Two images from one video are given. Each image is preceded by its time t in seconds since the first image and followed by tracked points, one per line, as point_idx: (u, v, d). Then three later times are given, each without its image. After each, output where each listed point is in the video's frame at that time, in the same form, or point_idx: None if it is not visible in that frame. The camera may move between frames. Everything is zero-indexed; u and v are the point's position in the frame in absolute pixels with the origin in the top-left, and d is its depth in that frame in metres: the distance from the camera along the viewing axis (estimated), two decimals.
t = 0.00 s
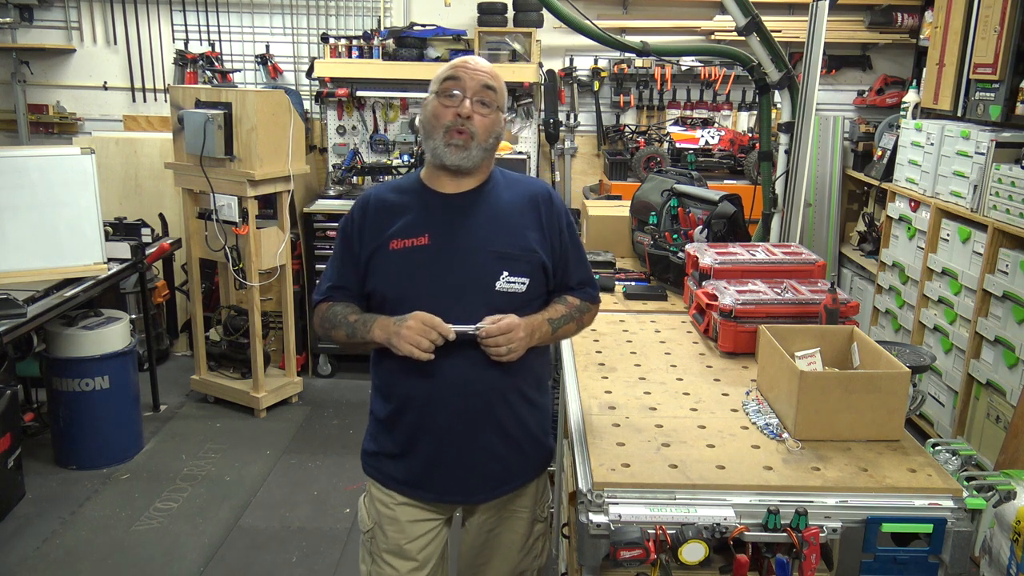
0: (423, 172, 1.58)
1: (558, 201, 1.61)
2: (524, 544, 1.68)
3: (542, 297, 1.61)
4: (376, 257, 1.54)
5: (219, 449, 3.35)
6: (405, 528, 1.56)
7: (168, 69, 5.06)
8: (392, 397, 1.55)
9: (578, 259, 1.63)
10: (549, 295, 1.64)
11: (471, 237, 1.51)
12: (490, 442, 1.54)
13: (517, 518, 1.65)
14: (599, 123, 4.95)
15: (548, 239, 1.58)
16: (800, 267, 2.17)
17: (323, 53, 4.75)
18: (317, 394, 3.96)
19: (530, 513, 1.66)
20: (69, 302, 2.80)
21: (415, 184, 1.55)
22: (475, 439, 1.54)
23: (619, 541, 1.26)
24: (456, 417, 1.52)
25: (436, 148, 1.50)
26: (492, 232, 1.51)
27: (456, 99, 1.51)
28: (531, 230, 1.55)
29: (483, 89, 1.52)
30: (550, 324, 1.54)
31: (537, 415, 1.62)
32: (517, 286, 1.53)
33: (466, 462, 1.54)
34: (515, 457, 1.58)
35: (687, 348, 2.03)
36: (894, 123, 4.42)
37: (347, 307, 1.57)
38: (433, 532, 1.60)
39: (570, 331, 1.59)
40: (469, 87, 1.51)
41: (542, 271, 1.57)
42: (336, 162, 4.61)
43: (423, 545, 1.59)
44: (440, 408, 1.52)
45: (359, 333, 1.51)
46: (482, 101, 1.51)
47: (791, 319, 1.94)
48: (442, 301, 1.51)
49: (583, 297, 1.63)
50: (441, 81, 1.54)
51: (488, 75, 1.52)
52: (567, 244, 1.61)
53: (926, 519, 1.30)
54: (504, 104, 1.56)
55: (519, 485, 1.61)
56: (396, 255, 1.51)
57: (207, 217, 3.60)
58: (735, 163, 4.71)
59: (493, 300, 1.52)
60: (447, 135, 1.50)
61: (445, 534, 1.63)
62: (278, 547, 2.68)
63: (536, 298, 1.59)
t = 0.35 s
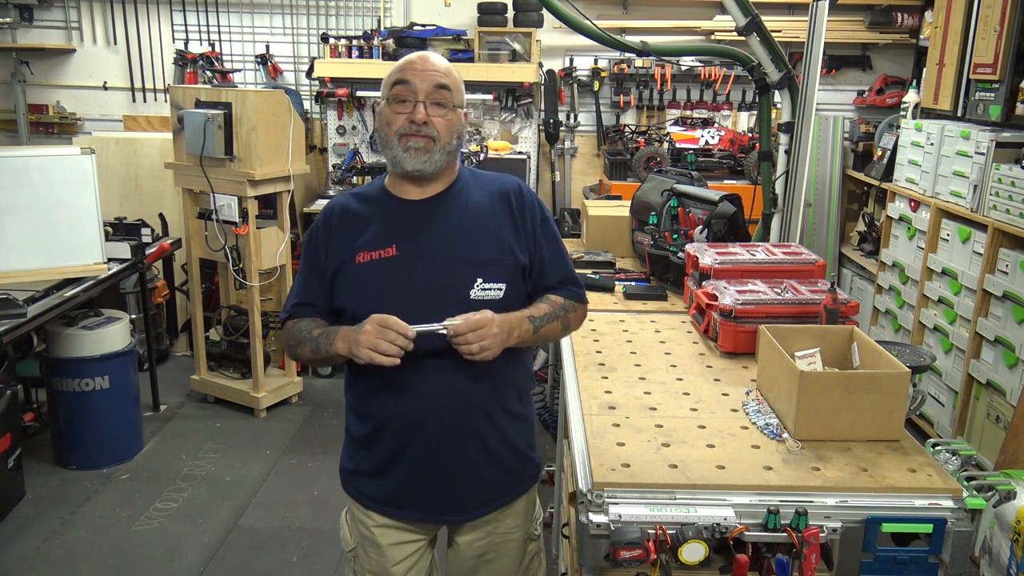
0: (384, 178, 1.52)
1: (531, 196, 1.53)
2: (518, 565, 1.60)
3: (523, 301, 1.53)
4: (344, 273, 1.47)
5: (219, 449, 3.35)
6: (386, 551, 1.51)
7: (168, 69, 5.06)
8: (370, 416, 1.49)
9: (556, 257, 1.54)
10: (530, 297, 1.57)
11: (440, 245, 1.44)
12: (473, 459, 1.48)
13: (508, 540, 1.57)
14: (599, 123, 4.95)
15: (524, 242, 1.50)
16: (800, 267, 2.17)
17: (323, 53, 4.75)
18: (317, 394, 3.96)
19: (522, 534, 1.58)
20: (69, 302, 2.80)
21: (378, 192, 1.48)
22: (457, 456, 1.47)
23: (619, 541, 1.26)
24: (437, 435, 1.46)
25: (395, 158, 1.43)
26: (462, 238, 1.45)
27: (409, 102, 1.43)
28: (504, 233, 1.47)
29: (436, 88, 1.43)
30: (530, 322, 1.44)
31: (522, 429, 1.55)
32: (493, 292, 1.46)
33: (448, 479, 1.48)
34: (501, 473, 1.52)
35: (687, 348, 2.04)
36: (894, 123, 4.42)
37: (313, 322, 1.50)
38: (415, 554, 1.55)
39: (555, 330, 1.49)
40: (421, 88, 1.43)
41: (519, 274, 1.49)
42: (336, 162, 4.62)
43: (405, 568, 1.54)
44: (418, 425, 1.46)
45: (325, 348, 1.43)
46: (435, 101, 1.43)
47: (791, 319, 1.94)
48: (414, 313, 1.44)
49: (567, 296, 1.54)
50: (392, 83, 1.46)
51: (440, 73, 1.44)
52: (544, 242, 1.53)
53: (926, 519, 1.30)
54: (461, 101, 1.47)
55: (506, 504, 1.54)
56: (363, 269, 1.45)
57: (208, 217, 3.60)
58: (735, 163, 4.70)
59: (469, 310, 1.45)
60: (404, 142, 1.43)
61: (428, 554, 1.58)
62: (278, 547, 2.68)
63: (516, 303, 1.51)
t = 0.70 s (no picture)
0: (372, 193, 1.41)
1: (524, 198, 1.47)
2: None
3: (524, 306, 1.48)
4: (337, 286, 1.39)
5: (219, 449, 3.34)
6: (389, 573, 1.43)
7: (168, 69, 5.06)
8: (372, 431, 1.40)
9: (555, 258, 1.47)
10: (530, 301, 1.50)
11: (441, 255, 1.39)
12: (483, 472, 1.41)
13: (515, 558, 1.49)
14: (599, 123, 4.95)
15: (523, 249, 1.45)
16: (801, 267, 2.17)
17: (323, 53, 4.75)
18: (317, 394, 3.96)
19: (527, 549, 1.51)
20: (69, 302, 2.80)
21: (369, 202, 1.40)
22: (466, 468, 1.40)
23: (619, 541, 1.26)
24: (446, 448, 1.39)
25: (389, 195, 1.34)
26: (463, 247, 1.40)
27: (395, 137, 1.30)
28: (505, 240, 1.42)
29: (422, 118, 1.29)
30: (534, 309, 1.33)
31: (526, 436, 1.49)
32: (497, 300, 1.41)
33: (457, 493, 1.41)
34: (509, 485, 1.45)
35: (687, 348, 2.04)
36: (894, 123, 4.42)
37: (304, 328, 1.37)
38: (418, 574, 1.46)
39: (559, 322, 1.37)
40: (406, 122, 1.28)
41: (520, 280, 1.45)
42: (336, 161, 4.62)
43: None
44: (426, 439, 1.38)
45: (316, 347, 1.30)
46: (424, 133, 1.30)
47: (791, 319, 1.94)
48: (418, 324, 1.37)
49: (570, 290, 1.43)
50: (373, 116, 1.30)
51: (424, 101, 1.29)
52: (543, 242, 1.46)
53: (926, 519, 1.30)
54: (448, 119, 1.33)
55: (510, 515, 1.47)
56: (361, 282, 1.39)
57: (208, 217, 3.60)
58: (735, 163, 4.70)
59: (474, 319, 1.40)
60: (396, 180, 1.32)
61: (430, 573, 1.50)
62: (278, 547, 2.67)
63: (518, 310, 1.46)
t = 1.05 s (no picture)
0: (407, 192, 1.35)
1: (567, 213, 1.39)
2: None
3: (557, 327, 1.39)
4: (362, 291, 1.32)
5: (219, 449, 3.34)
6: None
7: (168, 69, 5.06)
8: (388, 448, 1.32)
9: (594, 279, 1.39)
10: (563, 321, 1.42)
11: (476, 263, 1.31)
12: (505, 495, 1.32)
13: None
14: (599, 123, 4.95)
15: (559, 269, 1.36)
16: (800, 267, 2.17)
17: (323, 53, 4.75)
18: (317, 394, 3.96)
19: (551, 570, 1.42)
20: (69, 302, 2.80)
21: (405, 203, 1.33)
22: (488, 492, 1.31)
23: (619, 541, 1.26)
24: (467, 469, 1.30)
25: (427, 195, 1.27)
26: (500, 258, 1.31)
27: (439, 135, 1.24)
28: (543, 254, 1.34)
29: (468, 117, 1.24)
30: (568, 331, 1.26)
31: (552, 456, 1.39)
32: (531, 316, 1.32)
33: (477, 518, 1.31)
34: (534, 509, 1.35)
35: (687, 348, 2.04)
36: (894, 123, 4.42)
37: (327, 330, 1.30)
38: None
39: (591, 346, 1.30)
40: (451, 121, 1.23)
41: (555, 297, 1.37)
42: (336, 161, 4.63)
43: None
44: (446, 458, 1.29)
45: (339, 353, 1.23)
46: (470, 133, 1.24)
47: (791, 319, 1.94)
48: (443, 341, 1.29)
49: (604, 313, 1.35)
50: (418, 112, 1.25)
51: (473, 99, 1.23)
52: (582, 262, 1.37)
53: (926, 519, 1.30)
54: (495, 122, 1.28)
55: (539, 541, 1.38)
56: (390, 287, 1.30)
57: (208, 217, 3.61)
58: (735, 163, 4.71)
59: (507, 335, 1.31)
60: (435, 180, 1.26)
61: None
62: (278, 547, 2.68)
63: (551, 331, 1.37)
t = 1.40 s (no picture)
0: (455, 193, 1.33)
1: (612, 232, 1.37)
2: None
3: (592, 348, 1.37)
4: (400, 294, 1.28)
5: (219, 449, 3.34)
6: None
7: (168, 69, 5.06)
8: (413, 463, 1.26)
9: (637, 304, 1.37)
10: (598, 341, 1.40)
11: (520, 274, 1.28)
12: (530, 510, 1.26)
13: None
14: (599, 123, 4.94)
15: (599, 289, 1.34)
16: (800, 267, 2.17)
17: (323, 53, 4.75)
18: (317, 394, 3.96)
19: None
20: (69, 302, 2.80)
21: (451, 206, 1.30)
22: (517, 511, 1.26)
23: (620, 541, 1.28)
24: (498, 487, 1.25)
25: (476, 201, 1.25)
26: (545, 271, 1.29)
27: (494, 140, 1.23)
28: (586, 272, 1.32)
29: (526, 124, 1.22)
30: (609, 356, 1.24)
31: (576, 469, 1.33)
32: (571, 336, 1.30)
33: (502, 537, 1.26)
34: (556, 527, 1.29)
35: (687, 348, 2.04)
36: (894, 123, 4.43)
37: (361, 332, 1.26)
38: None
39: (629, 371, 1.28)
40: (509, 126, 1.22)
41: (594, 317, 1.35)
42: (336, 163, 4.56)
43: None
44: (477, 475, 1.24)
45: (375, 355, 1.17)
46: (525, 139, 1.22)
47: (791, 319, 1.94)
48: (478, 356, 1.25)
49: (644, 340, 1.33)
50: (475, 114, 1.23)
51: (532, 104, 1.22)
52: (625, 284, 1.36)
53: (925, 519, 1.30)
54: (551, 131, 1.26)
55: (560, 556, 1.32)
56: (430, 294, 1.27)
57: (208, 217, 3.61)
58: (735, 163, 4.71)
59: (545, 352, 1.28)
60: (487, 186, 1.24)
61: None
62: (278, 547, 2.68)
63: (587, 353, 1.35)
